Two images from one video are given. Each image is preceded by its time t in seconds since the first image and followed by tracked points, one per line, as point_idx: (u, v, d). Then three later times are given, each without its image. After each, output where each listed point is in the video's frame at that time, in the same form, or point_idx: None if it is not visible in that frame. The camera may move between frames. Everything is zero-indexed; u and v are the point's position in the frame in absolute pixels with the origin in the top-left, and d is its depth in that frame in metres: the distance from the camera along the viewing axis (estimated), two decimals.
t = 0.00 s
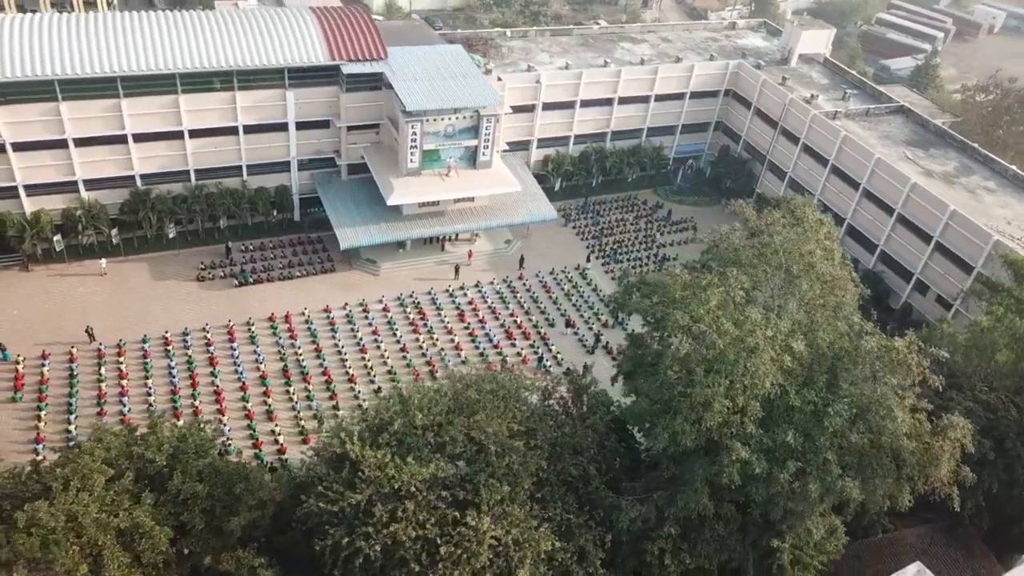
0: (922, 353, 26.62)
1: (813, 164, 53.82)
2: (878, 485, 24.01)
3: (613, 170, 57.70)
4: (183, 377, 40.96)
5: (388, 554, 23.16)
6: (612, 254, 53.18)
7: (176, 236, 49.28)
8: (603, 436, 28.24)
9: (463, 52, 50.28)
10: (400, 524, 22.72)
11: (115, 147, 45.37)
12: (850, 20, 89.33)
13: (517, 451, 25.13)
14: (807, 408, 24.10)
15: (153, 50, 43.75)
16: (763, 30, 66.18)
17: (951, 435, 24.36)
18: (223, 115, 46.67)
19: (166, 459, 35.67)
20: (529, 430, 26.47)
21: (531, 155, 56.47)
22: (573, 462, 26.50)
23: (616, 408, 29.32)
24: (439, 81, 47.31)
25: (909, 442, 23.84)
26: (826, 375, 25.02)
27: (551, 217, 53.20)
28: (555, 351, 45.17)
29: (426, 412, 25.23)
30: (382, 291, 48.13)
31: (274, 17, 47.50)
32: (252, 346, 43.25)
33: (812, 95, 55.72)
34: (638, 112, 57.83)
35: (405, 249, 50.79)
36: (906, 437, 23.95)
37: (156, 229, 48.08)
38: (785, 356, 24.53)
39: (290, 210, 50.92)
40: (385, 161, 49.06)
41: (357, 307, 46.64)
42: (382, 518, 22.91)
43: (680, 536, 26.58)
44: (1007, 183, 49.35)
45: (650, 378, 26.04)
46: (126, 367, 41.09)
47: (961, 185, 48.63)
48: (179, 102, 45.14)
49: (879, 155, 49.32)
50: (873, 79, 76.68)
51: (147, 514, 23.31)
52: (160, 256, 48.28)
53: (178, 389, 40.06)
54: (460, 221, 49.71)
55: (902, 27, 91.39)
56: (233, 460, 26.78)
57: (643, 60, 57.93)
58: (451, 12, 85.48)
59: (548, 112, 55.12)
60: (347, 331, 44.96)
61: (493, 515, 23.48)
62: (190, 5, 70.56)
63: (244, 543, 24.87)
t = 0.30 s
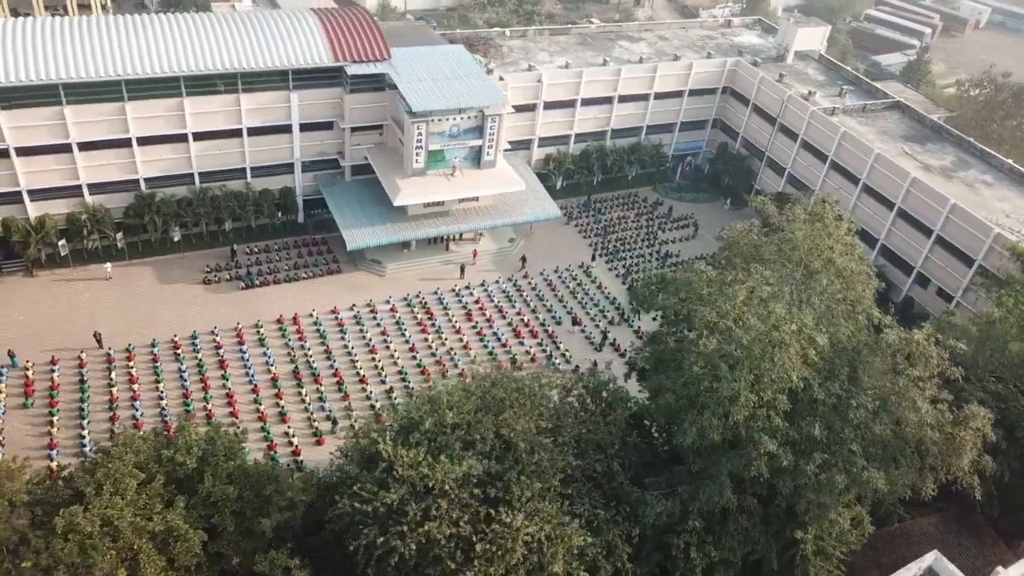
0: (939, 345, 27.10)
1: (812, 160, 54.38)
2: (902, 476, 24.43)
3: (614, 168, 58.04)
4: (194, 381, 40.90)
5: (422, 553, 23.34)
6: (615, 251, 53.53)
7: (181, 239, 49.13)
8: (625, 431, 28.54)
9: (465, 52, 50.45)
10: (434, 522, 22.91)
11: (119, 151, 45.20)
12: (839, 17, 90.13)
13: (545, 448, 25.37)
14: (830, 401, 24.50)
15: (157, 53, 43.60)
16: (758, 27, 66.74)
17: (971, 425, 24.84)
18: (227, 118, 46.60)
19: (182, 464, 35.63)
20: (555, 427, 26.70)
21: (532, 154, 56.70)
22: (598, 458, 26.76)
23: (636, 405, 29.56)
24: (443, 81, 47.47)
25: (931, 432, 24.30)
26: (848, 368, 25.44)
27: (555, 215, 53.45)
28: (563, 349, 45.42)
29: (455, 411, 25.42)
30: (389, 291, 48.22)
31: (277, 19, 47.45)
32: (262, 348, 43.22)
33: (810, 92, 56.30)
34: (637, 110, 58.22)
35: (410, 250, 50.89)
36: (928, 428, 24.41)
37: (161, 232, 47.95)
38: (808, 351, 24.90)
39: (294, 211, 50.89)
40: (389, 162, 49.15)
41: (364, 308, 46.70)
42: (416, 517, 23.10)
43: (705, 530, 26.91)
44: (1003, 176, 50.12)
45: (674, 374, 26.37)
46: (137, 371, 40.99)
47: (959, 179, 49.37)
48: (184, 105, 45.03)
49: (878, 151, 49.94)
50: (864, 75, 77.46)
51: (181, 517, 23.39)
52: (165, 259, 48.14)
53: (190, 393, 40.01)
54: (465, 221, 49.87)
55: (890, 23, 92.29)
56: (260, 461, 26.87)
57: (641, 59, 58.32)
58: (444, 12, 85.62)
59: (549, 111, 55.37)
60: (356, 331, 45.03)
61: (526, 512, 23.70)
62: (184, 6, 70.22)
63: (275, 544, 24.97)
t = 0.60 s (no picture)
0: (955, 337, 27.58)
1: (811, 156, 54.94)
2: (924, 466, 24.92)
3: (614, 165, 58.38)
4: (206, 383, 40.88)
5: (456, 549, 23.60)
6: (618, 248, 53.88)
7: (186, 242, 49.03)
8: (647, 426, 28.84)
9: (468, 52, 50.60)
10: (468, 520, 23.16)
11: (124, 155, 45.05)
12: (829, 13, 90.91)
13: (572, 445, 25.64)
14: (853, 393, 24.97)
15: (162, 56, 43.49)
16: (753, 25, 67.30)
17: (990, 415, 25.35)
18: (231, 119, 46.52)
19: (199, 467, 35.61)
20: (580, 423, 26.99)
21: (533, 152, 56.94)
22: (623, 452, 27.10)
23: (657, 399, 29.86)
24: (447, 81, 47.61)
25: (951, 422, 24.86)
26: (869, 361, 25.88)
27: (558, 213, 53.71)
28: (571, 346, 45.72)
29: (483, 409, 25.64)
30: (395, 291, 48.33)
31: (280, 21, 47.43)
32: (272, 350, 43.24)
33: (808, 88, 56.85)
34: (637, 108, 58.60)
35: (415, 250, 50.99)
36: (949, 418, 24.94)
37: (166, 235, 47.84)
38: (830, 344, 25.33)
39: (299, 213, 50.88)
40: (394, 163, 49.25)
41: (372, 308, 46.79)
42: (450, 514, 23.35)
43: (728, 522, 27.28)
44: (999, 170, 50.87)
45: (697, 369, 26.72)
46: (147, 375, 40.91)
47: (958, 173, 50.06)
48: (189, 108, 44.94)
49: (878, 146, 50.55)
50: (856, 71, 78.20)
51: (215, 519, 23.51)
52: (170, 262, 48.03)
53: (202, 395, 39.99)
54: (470, 220, 50.03)
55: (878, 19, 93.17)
56: (287, 462, 26.98)
57: (640, 57, 58.70)
58: (437, 11, 85.71)
59: (550, 110, 55.63)
60: (365, 332, 45.12)
61: (557, 507, 23.96)
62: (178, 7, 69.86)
63: (306, 544, 25.11)
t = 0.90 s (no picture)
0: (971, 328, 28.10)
1: (810, 151, 55.51)
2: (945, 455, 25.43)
3: (615, 163, 58.73)
4: (218, 386, 40.87)
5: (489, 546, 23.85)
6: (621, 246, 54.26)
7: (191, 244, 48.91)
8: (669, 421, 29.17)
9: (470, 52, 50.76)
10: (502, 516, 23.41)
11: (129, 158, 44.90)
12: (818, 10, 91.76)
13: (600, 441, 25.94)
14: (876, 385, 25.43)
15: (167, 59, 43.37)
16: (748, 22, 67.88)
17: (1008, 404, 25.90)
18: (236, 121, 46.45)
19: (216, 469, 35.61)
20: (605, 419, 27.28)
21: (535, 151, 57.19)
22: (647, 447, 27.42)
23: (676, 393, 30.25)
24: (452, 81, 47.76)
25: (971, 412, 25.40)
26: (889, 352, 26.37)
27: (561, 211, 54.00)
28: (579, 344, 46.08)
29: (511, 407, 25.88)
30: (402, 291, 48.44)
31: (283, 22, 47.40)
32: (282, 351, 43.26)
33: (805, 85, 57.43)
34: (636, 106, 58.98)
35: (420, 250, 51.12)
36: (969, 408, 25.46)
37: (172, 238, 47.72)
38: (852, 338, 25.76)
39: (303, 214, 50.87)
40: (399, 163, 49.35)
41: (380, 308, 46.90)
42: (483, 511, 23.59)
43: (751, 514, 27.67)
44: (996, 163, 51.67)
45: (720, 364, 27.08)
46: (159, 378, 40.83)
47: (955, 167, 50.80)
48: (194, 110, 44.84)
49: (877, 141, 51.17)
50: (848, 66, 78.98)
51: (249, 520, 23.62)
52: (176, 266, 47.91)
53: (215, 398, 39.98)
54: (475, 219, 50.22)
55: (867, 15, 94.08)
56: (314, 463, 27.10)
57: (639, 55, 59.09)
58: (431, 11, 85.74)
59: (552, 109, 55.89)
60: (374, 332, 45.23)
61: (589, 502, 24.26)
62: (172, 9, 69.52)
63: (336, 544, 25.23)
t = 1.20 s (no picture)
0: (985, 319, 28.66)
1: (809, 147, 56.09)
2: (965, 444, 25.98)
3: (616, 161, 59.07)
4: (230, 388, 40.85)
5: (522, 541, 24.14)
6: (624, 243, 54.67)
7: (196, 247, 48.78)
8: (690, 415, 29.50)
9: (473, 51, 50.90)
10: (535, 512, 23.69)
11: (135, 161, 44.78)
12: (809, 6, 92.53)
13: (626, 436, 26.25)
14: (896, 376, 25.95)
15: (172, 61, 43.26)
16: (742, 19, 68.44)
17: None
18: (241, 123, 46.40)
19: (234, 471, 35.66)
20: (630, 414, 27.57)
21: (536, 150, 57.44)
22: (671, 442, 27.73)
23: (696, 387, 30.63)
24: (456, 81, 47.92)
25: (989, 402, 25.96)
26: (908, 344, 26.89)
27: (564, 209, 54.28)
28: (587, 340, 46.42)
29: (538, 404, 26.13)
30: (410, 291, 48.55)
31: (286, 24, 47.37)
32: (293, 353, 43.29)
33: (803, 81, 58.01)
34: (635, 104, 59.35)
35: (425, 249, 51.23)
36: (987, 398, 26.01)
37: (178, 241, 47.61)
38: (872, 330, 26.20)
39: (309, 216, 50.86)
40: (405, 163, 49.47)
41: (388, 308, 47.02)
42: (516, 507, 23.85)
43: (774, 505, 28.03)
44: (992, 157, 52.47)
45: (742, 358, 27.48)
46: (170, 382, 40.75)
47: (953, 161, 51.53)
48: (200, 113, 44.74)
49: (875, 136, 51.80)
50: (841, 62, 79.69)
51: (284, 520, 23.75)
52: (181, 268, 47.77)
53: (228, 400, 39.98)
54: (480, 218, 50.40)
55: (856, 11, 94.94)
56: (341, 462, 27.25)
57: (637, 53, 59.48)
58: (424, 10, 85.71)
59: (553, 107, 56.17)
60: (384, 332, 45.35)
61: (621, 496, 24.56)
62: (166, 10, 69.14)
63: (367, 542, 25.38)
